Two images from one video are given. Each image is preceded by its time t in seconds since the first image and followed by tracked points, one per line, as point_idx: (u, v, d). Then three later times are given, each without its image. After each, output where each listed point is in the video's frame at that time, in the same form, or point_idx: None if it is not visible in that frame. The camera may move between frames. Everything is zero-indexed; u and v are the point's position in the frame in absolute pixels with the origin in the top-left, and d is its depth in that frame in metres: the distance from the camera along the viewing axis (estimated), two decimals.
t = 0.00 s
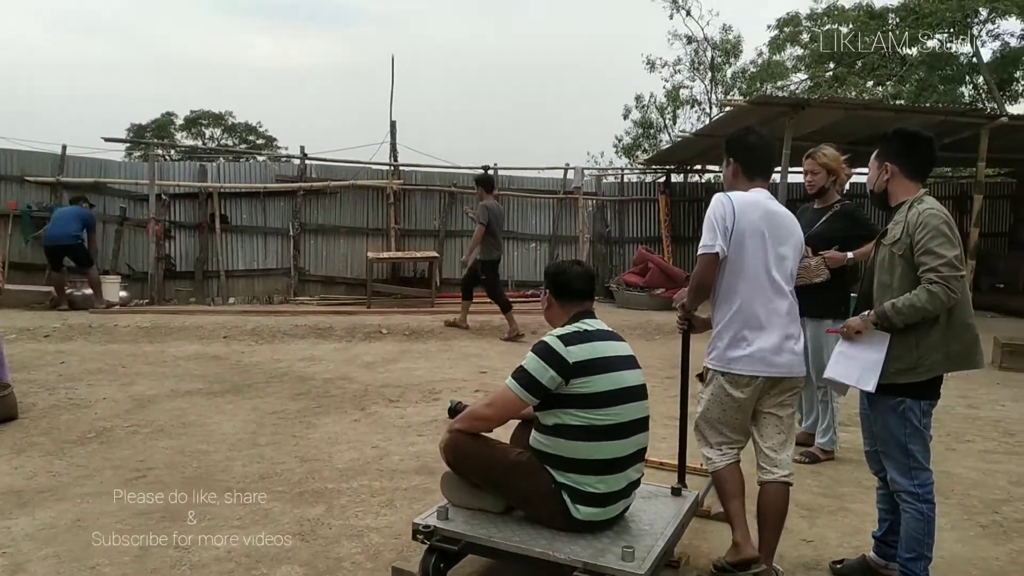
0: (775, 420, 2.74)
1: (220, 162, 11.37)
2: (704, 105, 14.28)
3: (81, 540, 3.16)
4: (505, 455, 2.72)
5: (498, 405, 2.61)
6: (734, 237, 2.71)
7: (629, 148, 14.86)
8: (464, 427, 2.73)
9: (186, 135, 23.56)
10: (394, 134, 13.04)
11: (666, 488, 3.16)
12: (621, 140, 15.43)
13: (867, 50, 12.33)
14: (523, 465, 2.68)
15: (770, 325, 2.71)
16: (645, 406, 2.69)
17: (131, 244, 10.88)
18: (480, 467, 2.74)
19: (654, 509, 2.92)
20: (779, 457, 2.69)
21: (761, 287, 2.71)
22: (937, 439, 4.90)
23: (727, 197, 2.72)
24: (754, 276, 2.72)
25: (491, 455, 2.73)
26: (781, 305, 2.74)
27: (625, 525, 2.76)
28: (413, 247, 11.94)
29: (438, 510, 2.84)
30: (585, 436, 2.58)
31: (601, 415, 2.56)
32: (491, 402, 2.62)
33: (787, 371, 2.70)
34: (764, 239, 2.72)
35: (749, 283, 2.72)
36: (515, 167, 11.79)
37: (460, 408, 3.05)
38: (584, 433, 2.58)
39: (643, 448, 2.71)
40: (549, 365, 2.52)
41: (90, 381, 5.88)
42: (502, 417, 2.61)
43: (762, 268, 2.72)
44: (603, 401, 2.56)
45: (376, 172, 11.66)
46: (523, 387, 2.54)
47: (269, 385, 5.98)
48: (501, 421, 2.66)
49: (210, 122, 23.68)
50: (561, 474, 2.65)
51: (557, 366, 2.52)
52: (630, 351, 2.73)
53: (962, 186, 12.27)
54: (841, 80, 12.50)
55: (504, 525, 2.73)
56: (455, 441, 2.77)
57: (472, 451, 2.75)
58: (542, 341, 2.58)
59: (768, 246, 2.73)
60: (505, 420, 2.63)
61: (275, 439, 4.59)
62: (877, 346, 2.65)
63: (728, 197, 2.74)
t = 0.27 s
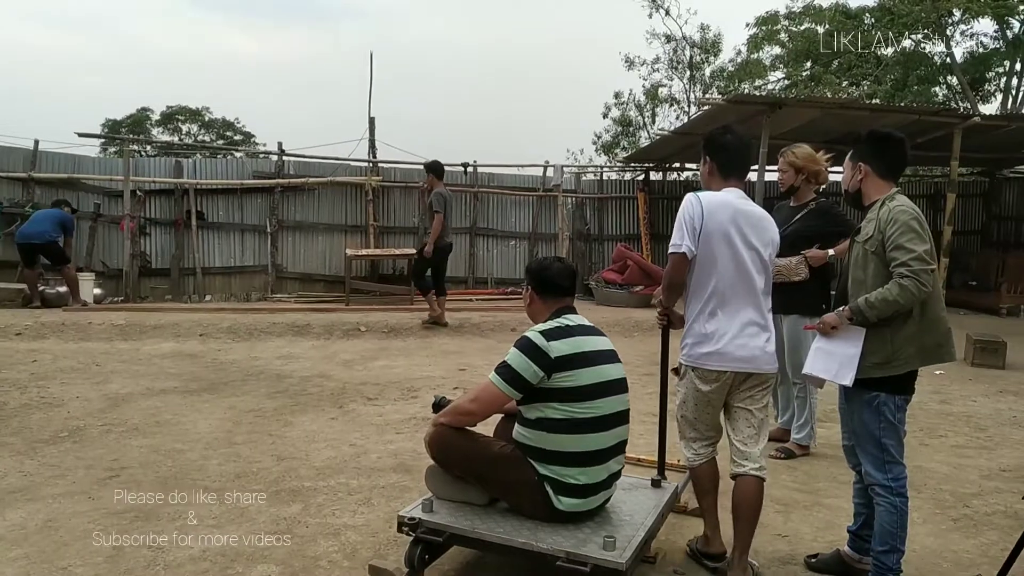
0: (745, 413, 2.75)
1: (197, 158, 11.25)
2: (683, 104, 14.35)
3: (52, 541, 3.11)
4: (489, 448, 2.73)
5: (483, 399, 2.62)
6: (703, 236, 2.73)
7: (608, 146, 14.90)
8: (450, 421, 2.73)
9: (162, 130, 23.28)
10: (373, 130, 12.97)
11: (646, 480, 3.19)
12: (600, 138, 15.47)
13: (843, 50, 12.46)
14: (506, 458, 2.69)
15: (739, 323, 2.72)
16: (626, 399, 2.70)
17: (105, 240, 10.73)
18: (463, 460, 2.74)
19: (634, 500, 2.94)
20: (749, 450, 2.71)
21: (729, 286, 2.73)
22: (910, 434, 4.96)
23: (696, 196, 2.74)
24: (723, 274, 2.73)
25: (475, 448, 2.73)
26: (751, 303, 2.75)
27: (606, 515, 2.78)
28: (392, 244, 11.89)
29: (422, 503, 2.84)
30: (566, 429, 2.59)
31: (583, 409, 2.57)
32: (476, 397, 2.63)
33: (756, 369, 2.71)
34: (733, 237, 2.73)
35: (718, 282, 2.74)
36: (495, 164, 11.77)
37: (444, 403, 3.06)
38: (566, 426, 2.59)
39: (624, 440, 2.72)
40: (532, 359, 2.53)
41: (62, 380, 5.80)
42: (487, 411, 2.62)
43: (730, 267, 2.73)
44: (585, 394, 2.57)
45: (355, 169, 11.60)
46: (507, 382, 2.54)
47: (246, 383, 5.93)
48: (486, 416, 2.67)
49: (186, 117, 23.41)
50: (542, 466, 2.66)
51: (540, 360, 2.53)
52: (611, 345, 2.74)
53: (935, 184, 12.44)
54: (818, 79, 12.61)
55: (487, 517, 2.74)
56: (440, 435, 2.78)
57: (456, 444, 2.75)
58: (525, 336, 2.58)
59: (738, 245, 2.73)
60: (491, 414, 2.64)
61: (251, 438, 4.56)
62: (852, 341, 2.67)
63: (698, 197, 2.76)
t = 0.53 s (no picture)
0: (722, 410, 2.77)
1: (176, 158, 11.15)
2: (664, 104, 14.42)
3: (27, 546, 3.07)
4: (475, 445, 2.72)
5: (469, 398, 2.61)
6: (676, 236, 2.76)
7: (590, 146, 14.94)
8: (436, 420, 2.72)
9: (141, 130, 23.04)
10: (354, 130, 12.92)
11: (629, 476, 3.21)
12: (582, 138, 15.50)
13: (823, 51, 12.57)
14: (493, 454, 2.68)
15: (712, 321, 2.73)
16: (610, 396, 2.71)
17: (82, 241, 10.59)
18: (450, 457, 2.73)
19: (619, 496, 2.95)
20: (725, 447, 2.72)
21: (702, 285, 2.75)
22: (888, 432, 5.01)
23: (669, 198, 2.77)
24: (696, 273, 2.75)
25: (461, 445, 2.72)
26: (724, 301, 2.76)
27: (590, 511, 2.79)
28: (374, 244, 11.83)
29: (409, 501, 2.83)
30: (551, 425, 2.59)
31: (567, 405, 2.58)
32: (461, 396, 2.62)
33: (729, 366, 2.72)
34: (706, 237, 2.74)
35: (692, 281, 2.76)
36: (477, 164, 11.76)
37: (429, 402, 3.05)
38: (551, 422, 2.59)
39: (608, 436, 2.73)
40: (517, 358, 2.52)
41: (38, 382, 5.72)
42: (473, 410, 2.61)
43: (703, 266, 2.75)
44: (569, 391, 2.57)
45: (337, 169, 11.56)
46: (492, 380, 2.54)
47: (225, 385, 5.89)
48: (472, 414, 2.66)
49: (165, 116, 23.19)
50: (528, 462, 2.66)
51: (524, 358, 2.52)
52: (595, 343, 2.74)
53: (913, 184, 12.59)
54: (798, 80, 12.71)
55: (474, 513, 2.73)
56: (426, 433, 2.76)
57: (443, 442, 2.74)
58: (509, 334, 2.58)
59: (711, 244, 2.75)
60: (477, 413, 2.63)
61: (231, 440, 4.52)
62: (833, 338, 2.70)
63: (672, 198, 2.79)
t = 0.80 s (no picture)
0: (704, 410, 2.78)
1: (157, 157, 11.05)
2: (648, 105, 14.46)
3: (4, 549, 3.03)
4: (462, 442, 2.71)
5: (457, 397, 2.60)
6: (655, 240, 2.76)
7: (574, 146, 14.97)
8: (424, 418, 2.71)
9: (122, 128, 22.82)
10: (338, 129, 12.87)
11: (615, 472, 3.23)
12: (567, 138, 15.53)
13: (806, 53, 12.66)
14: (481, 452, 2.67)
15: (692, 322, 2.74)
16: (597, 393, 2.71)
17: (61, 240, 10.45)
18: (438, 455, 2.72)
19: (606, 491, 2.97)
20: (706, 446, 2.72)
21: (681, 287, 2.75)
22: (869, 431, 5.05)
23: (648, 202, 2.78)
24: (675, 276, 2.76)
25: (450, 442, 2.71)
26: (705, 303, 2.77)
27: (577, 506, 2.80)
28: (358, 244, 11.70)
29: (397, 497, 2.82)
30: (538, 423, 2.59)
31: (554, 403, 2.58)
32: (449, 394, 2.61)
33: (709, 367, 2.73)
34: (685, 239, 2.75)
35: (672, 283, 2.76)
36: (461, 164, 11.74)
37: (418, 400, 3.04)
38: (538, 421, 2.59)
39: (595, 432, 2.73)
40: (504, 357, 2.52)
41: (16, 383, 5.65)
42: (461, 409, 2.60)
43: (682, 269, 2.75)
44: (557, 389, 2.57)
45: (321, 168, 11.50)
46: (480, 379, 2.54)
47: (207, 386, 5.84)
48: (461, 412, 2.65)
49: (146, 115, 22.99)
50: (515, 459, 2.66)
51: (512, 357, 2.52)
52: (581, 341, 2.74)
53: (894, 186, 12.71)
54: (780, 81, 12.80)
55: (463, 510, 2.73)
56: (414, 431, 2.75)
57: (430, 440, 2.73)
58: (497, 334, 2.57)
59: (690, 248, 2.76)
60: (466, 411, 2.62)
61: (212, 441, 4.49)
62: (824, 335, 2.72)
63: (650, 202, 2.80)
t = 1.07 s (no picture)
0: (682, 406, 2.79)
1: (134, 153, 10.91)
2: (629, 104, 14.51)
3: None
4: (447, 437, 2.70)
5: (442, 393, 2.59)
6: (634, 239, 2.77)
7: (555, 145, 14.98)
8: (409, 413, 2.70)
9: (98, 125, 22.54)
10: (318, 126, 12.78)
11: (597, 466, 3.24)
12: (547, 136, 15.54)
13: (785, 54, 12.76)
14: (465, 446, 2.66)
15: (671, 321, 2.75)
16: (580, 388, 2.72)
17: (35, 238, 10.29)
18: (424, 450, 2.71)
19: (588, 485, 2.97)
20: (685, 443, 2.73)
21: (660, 286, 2.76)
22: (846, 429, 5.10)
23: (628, 202, 2.79)
24: (654, 275, 2.77)
25: (434, 437, 2.70)
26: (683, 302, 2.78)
27: (560, 499, 2.80)
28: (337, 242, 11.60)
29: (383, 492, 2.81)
30: (522, 418, 2.59)
31: (538, 399, 2.58)
32: (434, 391, 2.61)
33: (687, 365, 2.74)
34: (663, 239, 2.76)
35: (650, 282, 2.77)
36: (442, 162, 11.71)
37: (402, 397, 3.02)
38: (522, 415, 2.59)
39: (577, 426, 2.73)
40: (488, 353, 2.52)
41: None
42: (447, 404, 2.60)
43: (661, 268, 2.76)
44: (540, 385, 2.57)
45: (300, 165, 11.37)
46: (465, 375, 2.54)
47: (184, 384, 5.79)
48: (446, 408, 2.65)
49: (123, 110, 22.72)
50: (499, 454, 2.66)
51: (496, 353, 2.52)
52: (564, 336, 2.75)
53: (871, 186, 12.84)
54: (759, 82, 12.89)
55: (447, 503, 2.73)
56: (399, 426, 2.74)
57: (416, 435, 2.72)
58: (481, 330, 2.57)
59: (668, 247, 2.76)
60: (451, 407, 2.62)
61: (189, 440, 4.44)
62: (820, 339, 2.76)
63: (630, 202, 2.80)
